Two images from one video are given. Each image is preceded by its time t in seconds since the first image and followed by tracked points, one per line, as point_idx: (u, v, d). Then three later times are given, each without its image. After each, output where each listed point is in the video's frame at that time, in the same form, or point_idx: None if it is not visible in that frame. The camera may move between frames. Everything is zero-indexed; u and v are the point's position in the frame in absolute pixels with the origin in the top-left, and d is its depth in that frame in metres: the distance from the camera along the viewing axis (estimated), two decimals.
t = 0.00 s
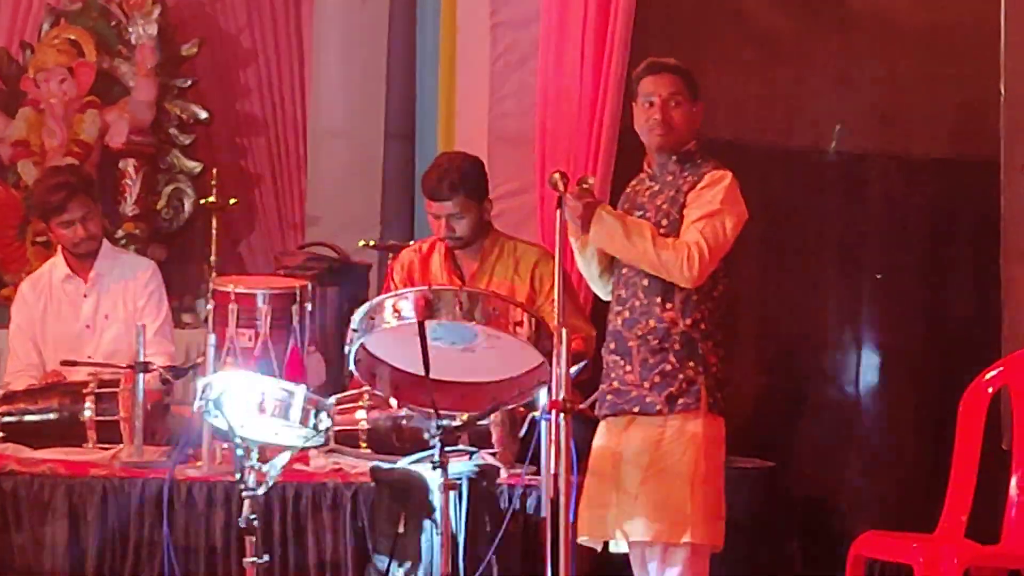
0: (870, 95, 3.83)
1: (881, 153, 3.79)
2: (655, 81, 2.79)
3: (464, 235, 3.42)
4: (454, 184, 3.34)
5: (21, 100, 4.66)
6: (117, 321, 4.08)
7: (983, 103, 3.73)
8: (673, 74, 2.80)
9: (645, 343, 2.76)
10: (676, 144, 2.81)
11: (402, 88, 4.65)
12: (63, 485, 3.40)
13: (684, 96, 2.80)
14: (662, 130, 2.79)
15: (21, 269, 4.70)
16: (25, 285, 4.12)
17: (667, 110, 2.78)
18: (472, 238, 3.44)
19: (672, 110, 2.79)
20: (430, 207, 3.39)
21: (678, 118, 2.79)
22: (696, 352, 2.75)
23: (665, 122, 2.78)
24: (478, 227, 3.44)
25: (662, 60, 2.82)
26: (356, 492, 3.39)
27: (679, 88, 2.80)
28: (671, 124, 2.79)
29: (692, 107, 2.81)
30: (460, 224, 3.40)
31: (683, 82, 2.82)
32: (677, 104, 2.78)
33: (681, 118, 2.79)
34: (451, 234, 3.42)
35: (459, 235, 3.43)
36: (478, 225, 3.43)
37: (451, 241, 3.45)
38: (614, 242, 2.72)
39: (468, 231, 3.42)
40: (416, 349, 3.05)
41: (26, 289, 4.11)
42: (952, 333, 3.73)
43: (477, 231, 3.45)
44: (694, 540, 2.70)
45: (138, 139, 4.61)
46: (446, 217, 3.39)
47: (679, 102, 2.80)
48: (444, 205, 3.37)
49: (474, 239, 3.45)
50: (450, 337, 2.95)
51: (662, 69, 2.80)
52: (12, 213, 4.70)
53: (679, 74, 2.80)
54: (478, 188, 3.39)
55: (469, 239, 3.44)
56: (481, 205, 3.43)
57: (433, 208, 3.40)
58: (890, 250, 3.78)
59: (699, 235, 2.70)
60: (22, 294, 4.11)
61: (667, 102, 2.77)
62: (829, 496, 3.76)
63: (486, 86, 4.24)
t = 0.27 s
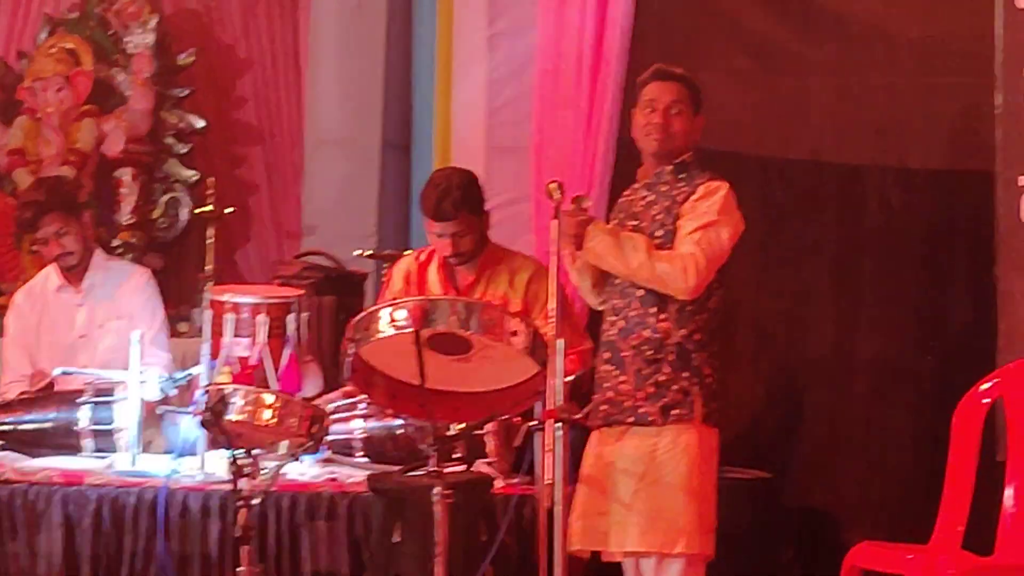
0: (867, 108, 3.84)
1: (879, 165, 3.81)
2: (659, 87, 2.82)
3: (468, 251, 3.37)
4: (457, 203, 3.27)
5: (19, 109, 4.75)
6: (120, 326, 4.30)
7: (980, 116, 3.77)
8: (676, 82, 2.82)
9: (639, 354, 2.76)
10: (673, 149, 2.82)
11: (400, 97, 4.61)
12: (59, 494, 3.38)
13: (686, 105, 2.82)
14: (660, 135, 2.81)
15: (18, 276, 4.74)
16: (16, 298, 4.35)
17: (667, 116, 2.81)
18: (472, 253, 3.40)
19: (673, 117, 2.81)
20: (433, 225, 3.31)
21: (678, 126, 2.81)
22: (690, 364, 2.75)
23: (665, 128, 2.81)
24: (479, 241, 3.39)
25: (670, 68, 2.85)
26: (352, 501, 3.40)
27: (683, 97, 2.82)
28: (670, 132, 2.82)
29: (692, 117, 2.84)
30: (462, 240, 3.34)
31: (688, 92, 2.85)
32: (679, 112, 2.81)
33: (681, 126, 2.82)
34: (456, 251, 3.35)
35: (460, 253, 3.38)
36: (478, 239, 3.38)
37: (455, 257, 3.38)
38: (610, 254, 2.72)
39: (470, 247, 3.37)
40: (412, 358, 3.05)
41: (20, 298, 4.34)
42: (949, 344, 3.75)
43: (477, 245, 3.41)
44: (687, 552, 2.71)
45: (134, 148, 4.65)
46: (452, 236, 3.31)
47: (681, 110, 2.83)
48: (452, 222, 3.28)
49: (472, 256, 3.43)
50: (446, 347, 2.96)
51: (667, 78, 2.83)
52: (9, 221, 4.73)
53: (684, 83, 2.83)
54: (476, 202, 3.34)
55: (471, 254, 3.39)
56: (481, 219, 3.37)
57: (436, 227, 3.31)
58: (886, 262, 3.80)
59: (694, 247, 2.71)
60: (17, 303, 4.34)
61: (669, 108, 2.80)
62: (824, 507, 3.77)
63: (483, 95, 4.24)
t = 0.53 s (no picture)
0: (870, 109, 3.85)
1: (879, 167, 3.82)
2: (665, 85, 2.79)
3: (466, 268, 3.40)
4: (453, 230, 3.24)
5: (23, 108, 4.73)
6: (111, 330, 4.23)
7: (983, 118, 3.81)
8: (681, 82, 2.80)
9: (640, 355, 2.74)
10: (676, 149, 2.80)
11: (403, 98, 4.63)
12: (61, 493, 3.41)
13: (691, 105, 2.80)
14: (663, 134, 2.78)
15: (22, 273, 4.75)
16: (13, 297, 4.35)
17: (670, 114, 2.78)
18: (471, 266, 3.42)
19: (676, 116, 2.79)
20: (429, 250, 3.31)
21: (682, 125, 2.78)
22: (690, 365, 2.72)
23: (668, 126, 2.78)
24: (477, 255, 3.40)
25: (678, 69, 2.83)
26: (354, 502, 3.41)
27: (688, 97, 2.80)
28: (673, 131, 2.79)
29: (697, 118, 2.81)
30: (460, 260, 3.37)
31: (694, 94, 2.83)
32: (683, 111, 2.79)
33: (684, 125, 2.79)
34: (454, 271, 3.39)
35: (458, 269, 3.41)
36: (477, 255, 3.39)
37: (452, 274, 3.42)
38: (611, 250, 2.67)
39: (469, 264, 3.39)
40: (414, 358, 3.03)
41: (17, 296, 4.34)
42: (950, 347, 3.79)
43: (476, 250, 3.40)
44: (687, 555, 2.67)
45: (138, 147, 4.62)
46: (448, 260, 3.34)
47: (684, 109, 2.80)
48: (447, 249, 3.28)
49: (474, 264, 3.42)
50: (448, 347, 2.95)
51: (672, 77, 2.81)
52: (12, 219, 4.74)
53: (690, 84, 2.81)
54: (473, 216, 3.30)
55: (471, 268, 3.42)
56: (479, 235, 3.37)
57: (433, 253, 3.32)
58: (887, 264, 3.81)
59: (696, 247, 2.66)
60: (14, 300, 4.34)
61: (674, 107, 2.77)
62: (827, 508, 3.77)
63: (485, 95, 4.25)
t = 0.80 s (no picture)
0: (870, 108, 3.83)
1: (878, 166, 3.80)
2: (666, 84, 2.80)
3: (462, 255, 3.37)
4: (451, 210, 3.24)
5: (22, 104, 4.71)
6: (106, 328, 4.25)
7: (985, 115, 3.74)
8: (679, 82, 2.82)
9: (636, 353, 2.74)
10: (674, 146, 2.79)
11: (403, 95, 4.61)
12: (59, 489, 3.40)
13: (690, 103, 2.81)
14: (661, 130, 2.78)
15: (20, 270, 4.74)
16: (9, 288, 4.33)
17: (669, 111, 2.78)
18: (467, 258, 3.40)
19: (675, 113, 2.79)
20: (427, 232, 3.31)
21: (680, 123, 2.78)
22: (687, 363, 2.72)
23: (666, 123, 2.78)
24: (475, 246, 3.39)
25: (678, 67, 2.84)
26: (352, 499, 3.40)
27: (688, 95, 2.80)
28: (672, 128, 2.79)
29: (696, 116, 2.81)
30: (457, 244, 3.34)
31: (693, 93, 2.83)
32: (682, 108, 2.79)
33: (682, 123, 2.79)
34: (449, 254, 3.35)
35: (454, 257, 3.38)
36: (475, 244, 3.39)
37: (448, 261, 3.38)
38: (607, 252, 2.69)
39: (466, 251, 3.37)
40: (411, 355, 3.04)
41: (12, 289, 4.32)
42: (950, 348, 3.74)
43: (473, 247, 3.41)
44: (683, 552, 2.65)
45: (138, 144, 4.61)
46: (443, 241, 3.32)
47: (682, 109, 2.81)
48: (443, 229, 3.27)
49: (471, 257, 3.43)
50: (446, 345, 2.95)
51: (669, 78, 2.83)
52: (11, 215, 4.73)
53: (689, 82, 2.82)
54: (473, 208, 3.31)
55: (467, 257, 3.39)
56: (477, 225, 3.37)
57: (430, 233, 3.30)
58: (887, 263, 3.80)
59: (692, 246, 2.66)
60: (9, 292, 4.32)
61: (673, 103, 2.78)
62: (825, 507, 3.77)
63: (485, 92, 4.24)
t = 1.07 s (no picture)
0: (872, 99, 3.83)
1: (880, 158, 3.80)
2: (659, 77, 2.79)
3: (456, 244, 3.38)
4: (448, 197, 3.26)
5: (24, 92, 4.73)
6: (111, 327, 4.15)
7: (986, 106, 3.76)
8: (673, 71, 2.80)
9: (636, 342, 2.74)
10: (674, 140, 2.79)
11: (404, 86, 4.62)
12: (61, 478, 3.38)
13: (683, 93, 2.80)
14: (659, 125, 2.78)
15: (20, 259, 4.73)
16: (14, 278, 4.19)
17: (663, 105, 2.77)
18: (462, 246, 3.40)
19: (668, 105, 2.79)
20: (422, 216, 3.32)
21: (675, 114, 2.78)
22: (686, 352, 2.72)
23: (661, 116, 2.78)
24: (471, 236, 3.40)
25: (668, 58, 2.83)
26: (354, 489, 3.40)
27: (680, 85, 2.80)
28: (667, 120, 2.79)
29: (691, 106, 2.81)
30: (451, 233, 3.35)
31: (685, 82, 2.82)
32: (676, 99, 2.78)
33: (677, 113, 2.79)
34: (442, 242, 3.37)
35: (449, 246, 3.40)
36: (471, 235, 3.40)
37: (443, 249, 3.40)
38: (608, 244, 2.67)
39: (460, 241, 3.38)
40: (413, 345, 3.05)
41: (17, 279, 4.19)
42: (951, 340, 3.76)
43: (473, 238, 3.44)
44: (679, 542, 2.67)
45: (139, 133, 4.60)
46: (438, 227, 3.33)
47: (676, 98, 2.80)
48: (439, 215, 3.28)
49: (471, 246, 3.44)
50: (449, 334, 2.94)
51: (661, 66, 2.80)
52: (11, 204, 4.71)
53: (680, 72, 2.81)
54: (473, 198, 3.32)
55: (462, 246, 3.40)
56: (474, 215, 3.37)
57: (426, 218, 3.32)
58: (888, 255, 3.80)
59: (694, 236, 2.66)
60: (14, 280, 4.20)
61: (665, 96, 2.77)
62: (826, 499, 3.77)
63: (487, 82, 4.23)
